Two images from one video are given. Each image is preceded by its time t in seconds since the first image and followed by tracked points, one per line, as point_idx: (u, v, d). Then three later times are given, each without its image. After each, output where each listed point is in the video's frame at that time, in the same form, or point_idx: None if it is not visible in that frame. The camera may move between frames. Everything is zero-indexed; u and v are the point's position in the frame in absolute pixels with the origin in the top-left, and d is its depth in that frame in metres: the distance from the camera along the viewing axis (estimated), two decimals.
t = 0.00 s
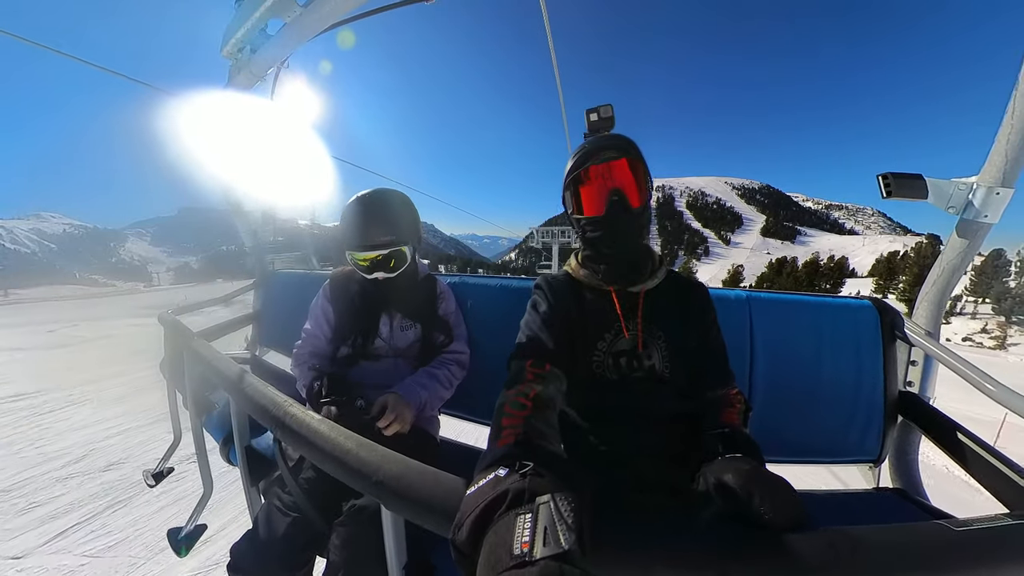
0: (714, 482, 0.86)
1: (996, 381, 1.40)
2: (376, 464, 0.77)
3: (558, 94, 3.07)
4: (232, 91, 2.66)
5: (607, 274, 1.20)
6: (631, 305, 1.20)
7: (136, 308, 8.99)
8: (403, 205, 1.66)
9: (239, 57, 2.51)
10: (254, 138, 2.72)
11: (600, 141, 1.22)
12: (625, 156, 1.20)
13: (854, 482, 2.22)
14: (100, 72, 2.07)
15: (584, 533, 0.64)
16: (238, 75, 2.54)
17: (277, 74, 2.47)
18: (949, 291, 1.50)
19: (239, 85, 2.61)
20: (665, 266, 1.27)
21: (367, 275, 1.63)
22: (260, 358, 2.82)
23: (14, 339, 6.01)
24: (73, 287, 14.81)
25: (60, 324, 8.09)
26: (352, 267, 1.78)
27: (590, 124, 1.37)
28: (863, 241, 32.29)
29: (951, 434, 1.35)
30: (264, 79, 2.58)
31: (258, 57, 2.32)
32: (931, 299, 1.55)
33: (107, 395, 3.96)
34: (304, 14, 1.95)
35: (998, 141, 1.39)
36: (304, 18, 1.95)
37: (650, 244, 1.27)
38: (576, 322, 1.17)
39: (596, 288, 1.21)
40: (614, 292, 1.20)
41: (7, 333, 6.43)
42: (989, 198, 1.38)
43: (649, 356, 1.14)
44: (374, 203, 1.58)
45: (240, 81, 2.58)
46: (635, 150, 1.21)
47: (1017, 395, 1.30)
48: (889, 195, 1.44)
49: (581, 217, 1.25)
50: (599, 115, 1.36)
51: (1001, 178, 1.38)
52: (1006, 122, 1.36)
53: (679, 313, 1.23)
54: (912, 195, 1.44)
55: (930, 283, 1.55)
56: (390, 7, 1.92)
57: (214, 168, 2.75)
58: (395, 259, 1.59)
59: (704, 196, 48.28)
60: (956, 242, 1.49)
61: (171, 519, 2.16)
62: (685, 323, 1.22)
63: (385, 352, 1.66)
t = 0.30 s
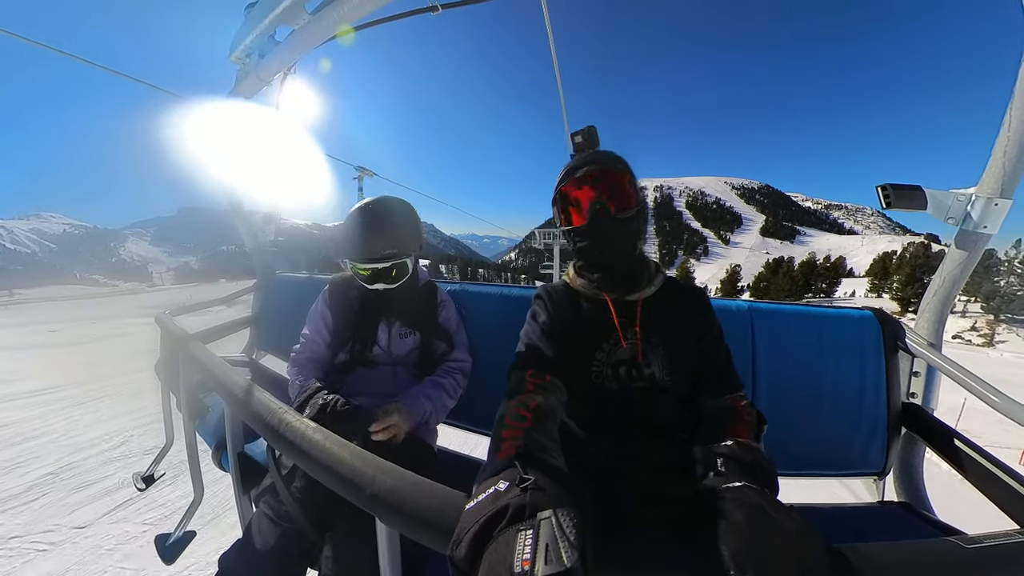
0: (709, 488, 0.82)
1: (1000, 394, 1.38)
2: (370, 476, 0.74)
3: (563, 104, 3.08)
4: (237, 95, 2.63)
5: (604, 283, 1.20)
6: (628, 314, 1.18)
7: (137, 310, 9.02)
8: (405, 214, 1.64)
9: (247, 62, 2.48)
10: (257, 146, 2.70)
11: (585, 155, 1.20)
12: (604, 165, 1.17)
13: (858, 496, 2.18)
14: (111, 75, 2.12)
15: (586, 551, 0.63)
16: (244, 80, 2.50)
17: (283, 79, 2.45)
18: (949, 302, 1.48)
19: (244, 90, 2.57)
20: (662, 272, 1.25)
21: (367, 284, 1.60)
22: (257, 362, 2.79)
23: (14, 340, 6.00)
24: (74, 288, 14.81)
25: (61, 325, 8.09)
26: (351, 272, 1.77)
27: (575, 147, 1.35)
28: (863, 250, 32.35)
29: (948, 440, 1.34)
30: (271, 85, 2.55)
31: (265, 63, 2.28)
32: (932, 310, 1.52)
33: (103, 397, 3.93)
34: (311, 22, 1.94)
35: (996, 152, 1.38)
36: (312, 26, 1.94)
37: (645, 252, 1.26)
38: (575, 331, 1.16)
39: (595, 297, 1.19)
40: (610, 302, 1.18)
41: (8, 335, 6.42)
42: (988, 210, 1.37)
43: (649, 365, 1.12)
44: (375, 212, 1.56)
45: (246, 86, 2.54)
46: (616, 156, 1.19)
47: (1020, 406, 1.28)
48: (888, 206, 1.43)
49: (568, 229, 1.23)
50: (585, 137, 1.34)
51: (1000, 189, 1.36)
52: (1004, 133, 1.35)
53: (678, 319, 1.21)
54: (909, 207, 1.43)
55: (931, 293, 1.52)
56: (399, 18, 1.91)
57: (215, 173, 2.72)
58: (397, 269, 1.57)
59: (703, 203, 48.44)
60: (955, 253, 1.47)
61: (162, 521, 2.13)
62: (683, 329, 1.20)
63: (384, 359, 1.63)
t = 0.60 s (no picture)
0: (708, 492, 0.81)
1: (1000, 398, 1.37)
2: (367, 480, 0.74)
3: (563, 104, 3.06)
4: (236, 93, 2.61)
5: (601, 285, 1.20)
6: (626, 315, 1.17)
7: (138, 309, 9.02)
8: (405, 214, 1.63)
9: (247, 60, 2.48)
10: (257, 145, 2.66)
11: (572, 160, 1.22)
12: (591, 165, 1.18)
13: (856, 500, 2.18)
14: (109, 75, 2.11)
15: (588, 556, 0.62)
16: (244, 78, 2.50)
17: (283, 78, 2.44)
18: (950, 306, 1.47)
19: (243, 89, 2.56)
20: (659, 272, 1.26)
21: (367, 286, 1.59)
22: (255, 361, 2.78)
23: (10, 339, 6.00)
24: (73, 286, 14.80)
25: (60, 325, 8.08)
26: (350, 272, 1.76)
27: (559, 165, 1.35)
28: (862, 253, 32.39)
29: (949, 446, 1.33)
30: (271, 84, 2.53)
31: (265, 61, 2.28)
32: (933, 313, 1.53)
33: (101, 396, 3.92)
34: (313, 20, 1.92)
35: (998, 157, 1.37)
36: (313, 24, 1.92)
37: (642, 252, 1.25)
38: (574, 333, 1.15)
39: (592, 300, 1.18)
40: (608, 303, 1.18)
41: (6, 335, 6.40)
42: (989, 214, 1.36)
43: (648, 366, 1.12)
44: (373, 212, 1.55)
45: (246, 85, 2.54)
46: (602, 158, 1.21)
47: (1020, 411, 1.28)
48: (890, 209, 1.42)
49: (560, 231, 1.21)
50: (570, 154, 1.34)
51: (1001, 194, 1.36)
52: (1005, 138, 1.34)
53: (676, 318, 1.21)
54: (910, 211, 1.42)
55: (932, 297, 1.53)
56: (399, 17, 1.90)
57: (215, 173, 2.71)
58: (395, 271, 1.56)
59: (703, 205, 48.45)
60: (956, 257, 1.47)
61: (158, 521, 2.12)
62: (681, 328, 1.20)
63: (383, 360, 1.63)
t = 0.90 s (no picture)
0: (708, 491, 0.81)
1: (999, 398, 1.38)
2: (369, 477, 0.74)
3: (563, 102, 3.06)
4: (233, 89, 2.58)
5: (599, 281, 1.19)
6: (625, 312, 1.18)
7: (136, 309, 9.00)
8: (404, 211, 1.63)
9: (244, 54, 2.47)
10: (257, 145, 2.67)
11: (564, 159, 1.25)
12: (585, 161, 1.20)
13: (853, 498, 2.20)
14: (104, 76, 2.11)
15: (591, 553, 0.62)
16: (240, 72, 2.49)
17: (281, 73, 2.43)
18: (952, 306, 1.48)
19: (240, 83, 2.55)
20: (658, 270, 1.24)
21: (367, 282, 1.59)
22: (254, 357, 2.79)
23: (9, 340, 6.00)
24: (72, 285, 14.77)
25: (59, 325, 8.07)
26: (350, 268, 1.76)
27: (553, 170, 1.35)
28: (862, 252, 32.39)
29: (952, 451, 1.31)
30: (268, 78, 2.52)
31: (261, 54, 2.27)
32: (933, 313, 1.53)
33: (100, 393, 3.91)
34: (310, 12, 1.92)
35: (1003, 157, 1.37)
36: (310, 16, 1.92)
37: (638, 250, 1.25)
38: (573, 331, 1.16)
39: (591, 297, 1.19)
40: (606, 300, 1.18)
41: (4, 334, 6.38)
42: (993, 214, 1.37)
43: (647, 363, 1.12)
44: (372, 206, 1.56)
45: (243, 79, 2.53)
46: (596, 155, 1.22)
47: (1018, 411, 1.29)
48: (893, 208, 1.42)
49: (554, 228, 1.21)
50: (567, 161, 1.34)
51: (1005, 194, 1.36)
52: (1011, 138, 1.35)
53: (675, 314, 1.21)
54: (913, 210, 1.42)
55: (933, 296, 1.53)
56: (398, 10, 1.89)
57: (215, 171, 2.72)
58: (395, 266, 1.56)
59: (703, 204, 48.43)
60: (958, 256, 1.48)
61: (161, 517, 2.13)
62: (679, 324, 1.20)
63: (383, 356, 1.63)
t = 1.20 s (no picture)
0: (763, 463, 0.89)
1: (984, 376, 1.45)
2: (382, 436, 0.82)
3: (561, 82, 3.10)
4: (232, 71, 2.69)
5: (608, 253, 1.25)
6: (630, 284, 1.25)
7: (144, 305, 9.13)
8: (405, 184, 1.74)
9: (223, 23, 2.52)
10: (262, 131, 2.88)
11: (585, 120, 1.25)
12: (605, 133, 1.21)
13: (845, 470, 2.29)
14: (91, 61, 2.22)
15: (584, 502, 0.68)
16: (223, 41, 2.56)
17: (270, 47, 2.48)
18: (952, 283, 1.54)
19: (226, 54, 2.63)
20: (668, 243, 1.31)
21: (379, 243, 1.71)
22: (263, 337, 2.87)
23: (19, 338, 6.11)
24: (80, 283, 14.96)
25: (67, 322, 8.17)
26: (358, 242, 1.82)
27: (580, 103, 1.40)
28: (866, 241, 32.19)
29: (940, 427, 1.34)
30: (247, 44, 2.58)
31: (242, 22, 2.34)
32: (933, 290, 1.58)
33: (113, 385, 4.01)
34: None
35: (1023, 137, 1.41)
36: None
37: (646, 224, 1.31)
38: (576, 302, 1.23)
39: (597, 267, 1.26)
40: (614, 271, 1.25)
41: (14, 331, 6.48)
42: (1004, 193, 1.40)
43: (647, 333, 1.19)
44: (377, 177, 1.71)
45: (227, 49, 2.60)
46: (622, 125, 1.23)
47: (1004, 391, 1.35)
48: (903, 182, 1.46)
49: (572, 200, 1.27)
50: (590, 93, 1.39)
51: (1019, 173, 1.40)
52: None
53: (675, 288, 1.28)
54: (924, 185, 1.47)
55: (934, 275, 1.58)
56: None
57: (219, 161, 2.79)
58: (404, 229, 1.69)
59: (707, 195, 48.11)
60: (968, 233, 1.52)
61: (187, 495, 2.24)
62: (679, 300, 1.27)
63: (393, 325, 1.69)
